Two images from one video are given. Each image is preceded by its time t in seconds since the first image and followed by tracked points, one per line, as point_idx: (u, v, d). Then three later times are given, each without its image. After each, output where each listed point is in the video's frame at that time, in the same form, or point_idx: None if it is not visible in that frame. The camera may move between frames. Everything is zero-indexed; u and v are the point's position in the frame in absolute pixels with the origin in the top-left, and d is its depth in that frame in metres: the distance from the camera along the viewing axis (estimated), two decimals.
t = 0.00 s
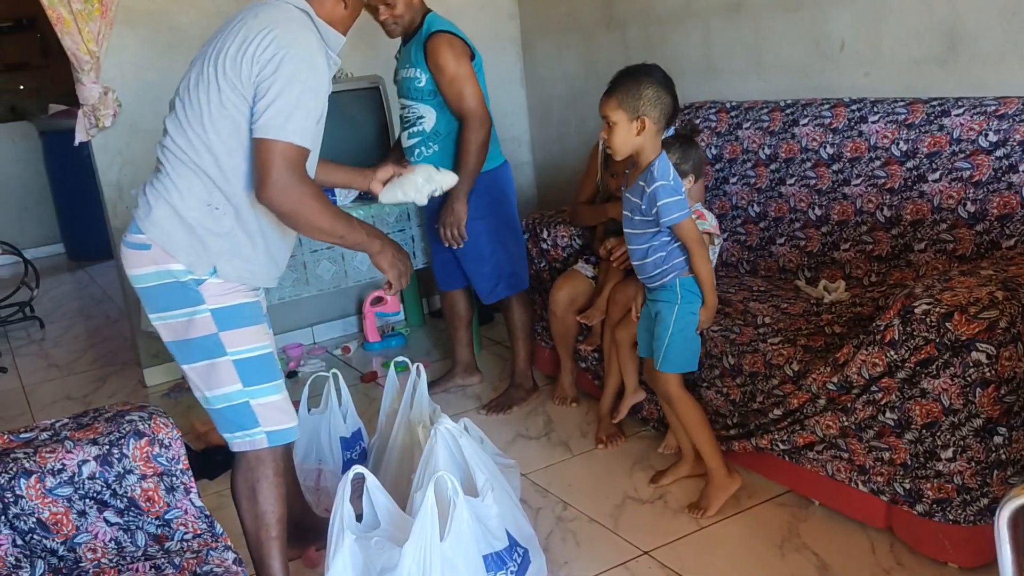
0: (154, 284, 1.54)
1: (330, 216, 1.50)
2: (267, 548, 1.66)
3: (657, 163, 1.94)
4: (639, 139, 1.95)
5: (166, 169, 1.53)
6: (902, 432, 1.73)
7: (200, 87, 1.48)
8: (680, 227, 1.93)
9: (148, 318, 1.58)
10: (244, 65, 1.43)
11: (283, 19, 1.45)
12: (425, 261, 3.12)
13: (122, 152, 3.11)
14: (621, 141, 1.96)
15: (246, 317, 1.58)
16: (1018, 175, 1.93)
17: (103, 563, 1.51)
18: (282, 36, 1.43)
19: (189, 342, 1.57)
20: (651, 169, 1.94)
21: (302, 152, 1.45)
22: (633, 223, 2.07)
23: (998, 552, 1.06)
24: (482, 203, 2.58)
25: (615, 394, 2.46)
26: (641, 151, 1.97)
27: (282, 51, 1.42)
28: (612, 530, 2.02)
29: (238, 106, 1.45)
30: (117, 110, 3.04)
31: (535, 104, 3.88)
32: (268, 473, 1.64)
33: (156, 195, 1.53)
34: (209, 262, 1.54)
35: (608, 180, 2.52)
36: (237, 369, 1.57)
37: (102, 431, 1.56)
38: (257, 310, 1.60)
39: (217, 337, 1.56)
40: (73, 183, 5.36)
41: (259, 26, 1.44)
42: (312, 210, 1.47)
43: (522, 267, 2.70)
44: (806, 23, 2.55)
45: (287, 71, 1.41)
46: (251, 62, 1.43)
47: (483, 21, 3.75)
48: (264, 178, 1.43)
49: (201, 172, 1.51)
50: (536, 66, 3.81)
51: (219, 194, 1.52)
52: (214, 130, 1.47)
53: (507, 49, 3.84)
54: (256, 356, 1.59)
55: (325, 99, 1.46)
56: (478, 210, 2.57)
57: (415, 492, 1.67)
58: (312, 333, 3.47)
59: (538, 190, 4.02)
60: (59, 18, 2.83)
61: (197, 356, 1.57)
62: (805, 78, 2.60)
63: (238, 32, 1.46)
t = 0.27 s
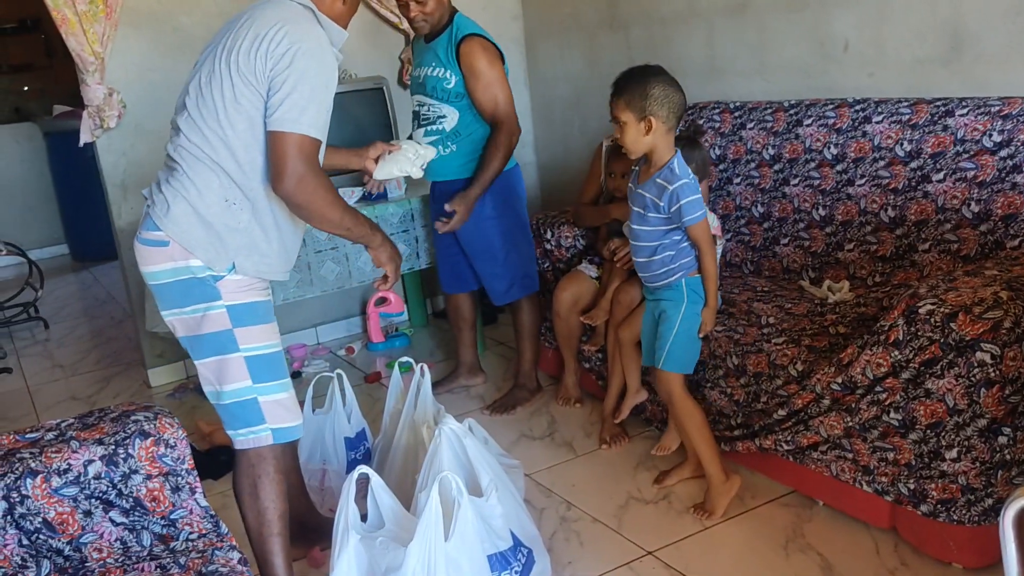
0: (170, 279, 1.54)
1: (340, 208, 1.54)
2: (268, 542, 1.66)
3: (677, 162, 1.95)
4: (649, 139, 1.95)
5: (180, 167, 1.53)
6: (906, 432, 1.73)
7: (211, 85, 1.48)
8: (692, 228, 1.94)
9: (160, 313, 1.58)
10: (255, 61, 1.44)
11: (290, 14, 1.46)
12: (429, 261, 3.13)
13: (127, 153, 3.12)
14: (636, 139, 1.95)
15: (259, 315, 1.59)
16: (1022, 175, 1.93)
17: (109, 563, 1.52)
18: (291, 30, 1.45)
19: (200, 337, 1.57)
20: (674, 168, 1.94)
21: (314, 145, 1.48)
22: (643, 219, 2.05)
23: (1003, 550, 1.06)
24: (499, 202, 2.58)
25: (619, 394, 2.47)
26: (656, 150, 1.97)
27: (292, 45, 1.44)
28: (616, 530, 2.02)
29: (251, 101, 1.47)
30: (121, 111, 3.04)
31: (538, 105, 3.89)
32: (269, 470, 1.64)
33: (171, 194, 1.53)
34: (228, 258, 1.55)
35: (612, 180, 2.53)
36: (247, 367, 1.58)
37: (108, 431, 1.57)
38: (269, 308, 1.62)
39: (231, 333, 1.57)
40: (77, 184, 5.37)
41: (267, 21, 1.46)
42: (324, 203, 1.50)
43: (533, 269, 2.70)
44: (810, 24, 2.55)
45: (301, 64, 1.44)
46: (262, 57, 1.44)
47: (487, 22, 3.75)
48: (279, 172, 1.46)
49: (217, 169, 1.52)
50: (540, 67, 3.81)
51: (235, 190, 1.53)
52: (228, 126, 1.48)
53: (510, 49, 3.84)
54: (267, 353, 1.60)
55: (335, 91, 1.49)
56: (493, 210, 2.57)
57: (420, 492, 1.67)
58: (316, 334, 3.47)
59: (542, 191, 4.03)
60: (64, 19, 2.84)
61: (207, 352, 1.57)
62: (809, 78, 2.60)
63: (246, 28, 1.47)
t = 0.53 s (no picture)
0: (177, 280, 1.55)
1: (340, 214, 1.54)
2: (272, 543, 1.66)
3: (693, 163, 1.95)
4: (664, 140, 1.95)
5: (187, 170, 1.54)
6: (913, 436, 1.73)
7: (218, 88, 1.49)
8: (706, 231, 1.93)
9: (166, 314, 1.58)
10: (262, 65, 1.45)
11: (297, 20, 1.47)
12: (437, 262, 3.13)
13: (135, 155, 3.13)
14: (651, 141, 1.95)
15: (265, 318, 1.60)
16: None
17: (116, 565, 1.51)
18: (298, 35, 1.46)
19: (206, 339, 1.58)
20: (690, 169, 1.93)
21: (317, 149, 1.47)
22: (657, 220, 2.05)
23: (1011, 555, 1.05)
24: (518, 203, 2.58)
25: (624, 397, 2.46)
26: (669, 152, 1.97)
27: (298, 50, 1.45)
28: (622, 533, 2.02)
29: (258, 105, 1.47)
30: (129, 114, 3.05)
31: (545, 108, 3.89)
32: (272, 472, 1.64)
33: (177, 196, 1.53)
34: (233, 260, 1.55)
35: (616, 182, 2.53)
36: (251, 369, 1.58)
37: (116, 433, 1.58)
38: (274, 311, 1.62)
39: (235, 335, 1.57)
40: (85, 186, 5.39)
41: (274, 26, 1.47)
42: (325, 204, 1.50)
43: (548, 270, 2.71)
44: (817, 26, 2.54)
45: (306, 69, 1.45)
46: (269, 62, 1.45)
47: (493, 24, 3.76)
48: (282, 175, 1.45)
49: (223, 171, 1.52)
50: (546, 70, 3.82)
51: (240, 193, 1.54)
52: (235, 129, 1.49)
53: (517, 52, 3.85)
54: (271, 356, 1.60)
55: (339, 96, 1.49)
56: (513, 210, 2.57)
57: (426, 494, 1.67)
58: (322, 336, 3.48)
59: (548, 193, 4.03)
60: (72, 22, 2.86)
61: (212, 355, 1.58)
62: (816, 81, 2.60)
63: (254, 33, 1.48)
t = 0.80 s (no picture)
0: (177, 287, 1.55)
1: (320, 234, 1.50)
2: (277, 547, 1.67)
3: (706, 165, 1.94)
4: (675, 145, 1.95)
5: (186, 175, 1.55)
6: (920, 441, 1.72)
7: (217, 95, 1.50)
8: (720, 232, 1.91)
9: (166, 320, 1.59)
10: (255, 73, 1.44)
11: (294, 30, 1.46)
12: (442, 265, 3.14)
13: (143, 157, 3.14)
14: (662, 144, 1.96)
15: (265, 323, 1.59)
16: None
17: (122, 567, 1.51)
18: (293, 45, 1.44)
19: (206, 346, 1.58)
20: (702, 171, 1.93)
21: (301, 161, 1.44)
22: (673, 222, 2.05)
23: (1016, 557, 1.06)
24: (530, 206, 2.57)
25: (631, 400, 2.46)
26: (681, 155, 1.97)
27: (290, 58, 1.43)
28: (628, 537, 2.01)
29: (249, 114, 1.46)
30: (137, 116, 3.06)
31: (551, 111, 3.90)
32: (277, 475, 1.64)
33: (177, 202, 1.55)
34: (228, 267, 1.55)
35: (624, 184, 2.54)
36: (251, 376, 1.58)
37: (122, 435, 1.58)
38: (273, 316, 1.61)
39: (234, 341, 1.57)
40: (91, 188, 5.40)
41: (273, 35, 1.46)
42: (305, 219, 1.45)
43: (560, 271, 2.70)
44: (824, 30, 2.54)
45: (297, 81, 1.42)
46: (262, 69, 1.44)
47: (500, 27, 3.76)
48: (260, 183, 1.42)
49: (217, 178, 1.52)
50: (553, 73, 3.82)
51: (233, 199, 1.53)
52: (228, 136, 1.48)
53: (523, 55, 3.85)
54: (272, 361, 1.60)
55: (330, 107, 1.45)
56: (524, 214, 2.56)
57: (432, 497, 1.67)
58: (328, 339, 3.48)
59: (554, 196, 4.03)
60: (80, 26, 2.88)
61: (212, 360, 1.58)
62: (823, 84, 2.60)
63: (254, 42, 1.48)
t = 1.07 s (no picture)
0: (160, 294, 1.55)
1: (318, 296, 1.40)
2: (279, 552, 1.66)
3: (724, 168, 1.94)
4: (694, 151, 1.96)
5: (177, 183, 1.54)
6: (928, 446, 1.71)
7: (220, 119, 1.46)
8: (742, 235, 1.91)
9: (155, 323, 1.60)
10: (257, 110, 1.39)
11: (308, 76, 1.39)
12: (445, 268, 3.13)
13: (149, 159, 3.14)
14: (681, 149, 1.96)
15: (245, 331, 1.56)
16: None
17: (128, 568, 1.51)
18: (301, 93, 1.37)
19: (192, 351, 1.58)
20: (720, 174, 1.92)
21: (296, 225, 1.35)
22: (694, 229, 2.03)
23: None
24: (522, 212, 2.58)
25: (636, 404, 2.46)
26: (700, 160, 1.97)
27: (294, 107, 1.36)
28: (633, 541, 2.01)
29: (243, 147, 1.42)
30: (144, 118, 3.07)
31: (557, 114, 3.90)
32: (277, 481, 1.64)
33: (163, 204, 1.55)
34: (202, 279, 1.53)
35: (631, 188, 2.53)
36: (233, 383, 1.57)
37: (128, 437, 1.58)
38: (257, 322, 1.58)
39: (214, 349, 1.56)
40: (98, 189, 5.42)
41: (285, 75, 1.40)
42: (291, 285, 1.37)
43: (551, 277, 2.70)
44: (831, 33, 2.54)
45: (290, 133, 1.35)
46: (264, 110, 1.38)
47: (506, 30, 3.77)
48: (251, 244, 1.34)
49: (202, 198, 1.49)
50: (559, 76, 3.82)
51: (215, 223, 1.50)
52: (218, 160, 1.45)
53: (530, 57, 3.86)
54: (254, 369, 1.58)
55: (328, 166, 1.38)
56: (515, 220, 2.56)
57: (437, 500, 1.66)
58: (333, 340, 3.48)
59: (560, 199, 4.03)
60: (88, 27, 2.89)
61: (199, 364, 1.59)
62: (830, 88, 2.59)
63: (267, 76, 1.42)
